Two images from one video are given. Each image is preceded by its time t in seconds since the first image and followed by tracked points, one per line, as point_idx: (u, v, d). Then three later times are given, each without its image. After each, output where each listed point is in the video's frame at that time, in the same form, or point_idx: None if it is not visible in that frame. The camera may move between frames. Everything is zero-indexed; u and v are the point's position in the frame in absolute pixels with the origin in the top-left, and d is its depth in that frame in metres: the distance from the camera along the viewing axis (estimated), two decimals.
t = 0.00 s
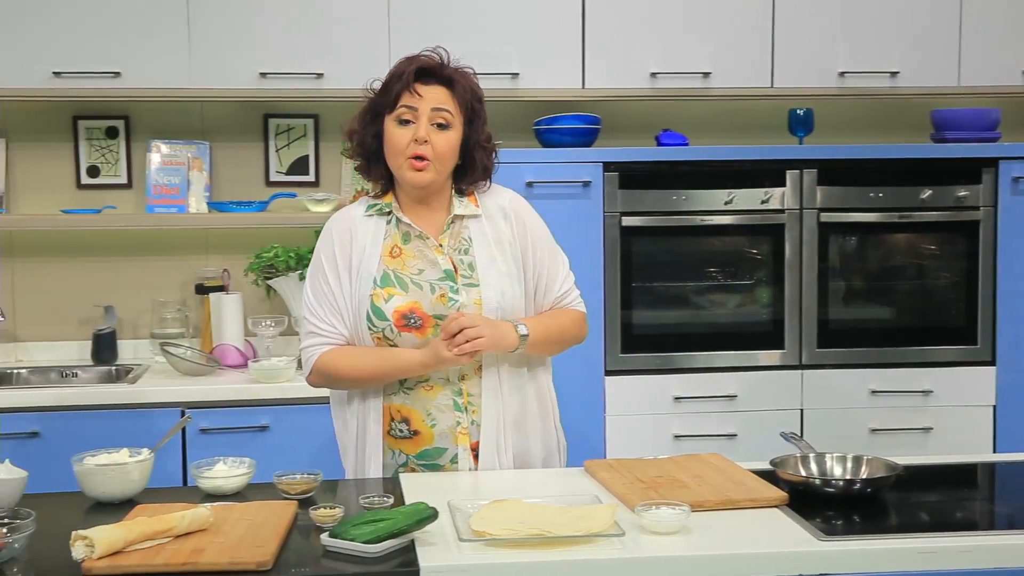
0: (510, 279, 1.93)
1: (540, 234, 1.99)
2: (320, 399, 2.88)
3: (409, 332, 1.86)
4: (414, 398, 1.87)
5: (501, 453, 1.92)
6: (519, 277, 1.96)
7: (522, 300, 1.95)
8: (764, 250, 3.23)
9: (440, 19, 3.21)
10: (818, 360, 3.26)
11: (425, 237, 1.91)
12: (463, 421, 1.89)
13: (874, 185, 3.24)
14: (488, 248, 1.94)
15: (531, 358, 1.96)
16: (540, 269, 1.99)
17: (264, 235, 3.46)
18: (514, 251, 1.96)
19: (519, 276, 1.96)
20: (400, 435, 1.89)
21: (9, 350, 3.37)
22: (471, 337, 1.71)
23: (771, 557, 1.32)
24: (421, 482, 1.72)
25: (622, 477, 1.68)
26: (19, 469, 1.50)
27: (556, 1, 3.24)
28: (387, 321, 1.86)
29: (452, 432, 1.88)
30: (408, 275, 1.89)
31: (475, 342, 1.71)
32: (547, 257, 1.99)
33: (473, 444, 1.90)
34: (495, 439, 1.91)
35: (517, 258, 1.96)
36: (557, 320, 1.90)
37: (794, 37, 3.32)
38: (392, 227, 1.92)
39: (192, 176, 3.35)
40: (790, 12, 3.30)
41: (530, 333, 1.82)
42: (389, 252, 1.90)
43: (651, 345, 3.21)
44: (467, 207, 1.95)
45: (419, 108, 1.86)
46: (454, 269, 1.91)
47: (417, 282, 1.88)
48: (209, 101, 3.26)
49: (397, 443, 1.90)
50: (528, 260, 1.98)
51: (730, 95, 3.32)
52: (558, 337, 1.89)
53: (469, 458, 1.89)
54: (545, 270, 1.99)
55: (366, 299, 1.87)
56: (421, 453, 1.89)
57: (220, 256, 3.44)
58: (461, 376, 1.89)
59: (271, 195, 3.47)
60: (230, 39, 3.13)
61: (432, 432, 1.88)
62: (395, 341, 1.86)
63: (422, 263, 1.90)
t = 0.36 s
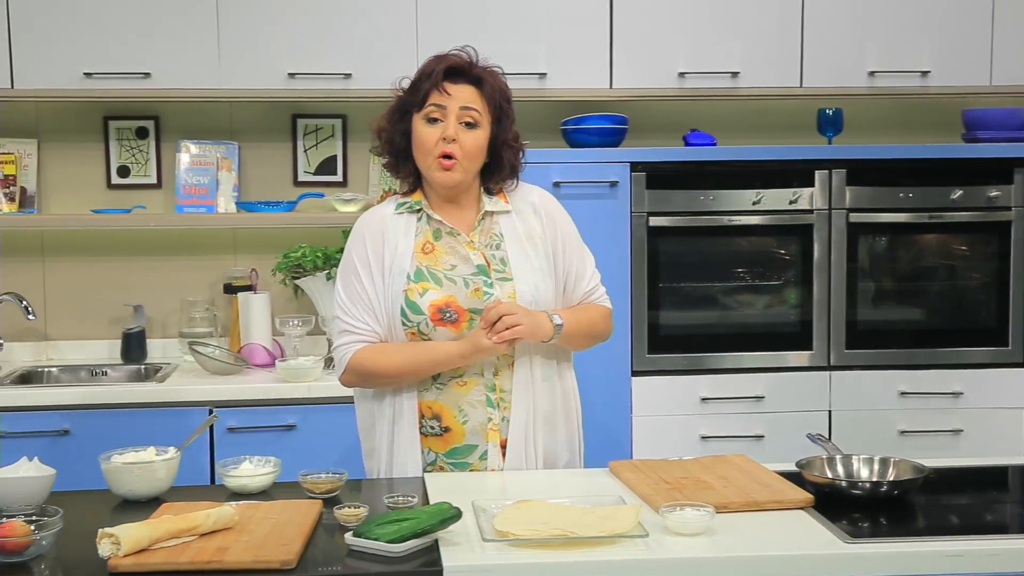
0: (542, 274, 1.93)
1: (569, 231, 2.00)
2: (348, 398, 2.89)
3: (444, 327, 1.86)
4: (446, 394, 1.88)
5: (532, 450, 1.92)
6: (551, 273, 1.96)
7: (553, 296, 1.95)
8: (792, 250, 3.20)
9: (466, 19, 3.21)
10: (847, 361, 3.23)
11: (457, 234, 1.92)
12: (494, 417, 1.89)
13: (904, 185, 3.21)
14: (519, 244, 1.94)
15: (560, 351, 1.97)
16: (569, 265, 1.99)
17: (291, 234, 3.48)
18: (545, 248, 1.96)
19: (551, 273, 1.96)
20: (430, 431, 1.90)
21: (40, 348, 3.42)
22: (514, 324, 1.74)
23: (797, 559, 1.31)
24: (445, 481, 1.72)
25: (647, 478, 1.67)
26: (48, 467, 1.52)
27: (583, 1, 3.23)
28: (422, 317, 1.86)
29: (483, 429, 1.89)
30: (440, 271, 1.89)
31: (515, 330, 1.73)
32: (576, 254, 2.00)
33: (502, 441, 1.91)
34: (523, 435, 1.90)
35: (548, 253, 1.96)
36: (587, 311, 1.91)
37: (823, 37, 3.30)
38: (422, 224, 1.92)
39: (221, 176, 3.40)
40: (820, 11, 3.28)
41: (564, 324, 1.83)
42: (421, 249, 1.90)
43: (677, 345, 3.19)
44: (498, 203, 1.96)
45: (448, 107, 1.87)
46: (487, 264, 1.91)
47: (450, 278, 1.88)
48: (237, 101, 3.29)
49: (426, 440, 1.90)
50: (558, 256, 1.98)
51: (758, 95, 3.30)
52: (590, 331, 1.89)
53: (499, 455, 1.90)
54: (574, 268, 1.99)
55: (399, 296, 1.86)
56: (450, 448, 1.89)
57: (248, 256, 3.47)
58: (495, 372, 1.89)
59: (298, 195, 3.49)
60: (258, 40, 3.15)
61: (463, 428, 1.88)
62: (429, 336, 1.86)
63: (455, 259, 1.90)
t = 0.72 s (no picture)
0: (566, 272, 1.94)
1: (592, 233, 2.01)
2: (367, 397, 2.90)
3: (469, 322, 1.86)
4: (470, 392, 1.88)
5: (554, 449, 1.92)
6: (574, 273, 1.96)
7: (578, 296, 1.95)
8: (814, 250, 3.18)
9: (485, 19, 3.21)
10: (869, 362, 3.20)
11: (484, 231, 1.92)
12: (518, 414, 1.89)
13: (926, 185, 3.18)
14: (544, 242, 1.94)
15: (582, 353, 1.97)
16: (595, 266, 2.00)
17: (311, 234, 3.49)
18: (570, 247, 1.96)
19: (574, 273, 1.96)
20: (454, 429, 1.89)
21: (63, 347, 3.45)
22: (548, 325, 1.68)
23: (815, 561, 1.30)
24: (464, 481, 1.72)
25: (665, 478, 1.66)
26: (68, 466, 1.53)
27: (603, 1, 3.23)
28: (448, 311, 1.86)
29: (507, 426, 1.88)
30: (466, 267, 1.89)
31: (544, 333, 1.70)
32: (599, 257, 2.01)
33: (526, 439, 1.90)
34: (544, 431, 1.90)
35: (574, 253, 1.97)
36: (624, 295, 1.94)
37: (845, 36, 3.27)
38: (450, 221, 1.92)
39: (242, 176, 3.42)
40: (841, 10, 3.26)
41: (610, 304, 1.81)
42: (448, 245, 1.90)
43: (697, 346, 3.18)
44: (525, 203, 1.97)
45: (477, 106, 1.86)
46: (512, 262, 1.91)
47: (476, 274, 1.88)
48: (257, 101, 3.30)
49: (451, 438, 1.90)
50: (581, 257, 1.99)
51: (779, 94, 3.29)
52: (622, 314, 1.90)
53: (521, 453, 1.89)
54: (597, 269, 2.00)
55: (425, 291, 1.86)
56: (473, 445, 1.88)
57: (268, 255, 3.49)
58: (521, 368, 1.89)
59: (319, 195, 3.50)
60: (279, 40, 3.16)
61: (487, 425, 1.88)
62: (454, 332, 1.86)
63: (480, 256, 1.90)
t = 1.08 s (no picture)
0: (568, 269, 1.92)
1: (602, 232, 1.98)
2: (366, 397, 2.90)
3: (472, 316, 1.85)
4: (475, 390, 1.87)
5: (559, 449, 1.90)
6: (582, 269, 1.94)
7: (583, 291, 1.93)
8: (814, 250, 3.18)
9: (486, 19, 3.21)
10: (869, 362, 3.20)
11: (488, 228, 1.92)
12: (521, 413, 1.88)
13: (927, 185, 3.18)
14: (548, 239, 1.94)
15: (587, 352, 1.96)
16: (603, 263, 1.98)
17: (311, 234, 3.50)
18: (575, 245, 1.95)
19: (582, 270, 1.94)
20: (456, 427, 1.89)
21: (62, 347, 3.45)
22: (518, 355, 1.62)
23: (812, 562, 1.30)
24: (462, 481, 1.72)
25: (662, 478, 1.66)
26: (66, 465, 1.53)
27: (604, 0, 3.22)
28: (450, 304, 1.85)
29: (510, 424, 1.87)
30: (469, 263, 1.89)
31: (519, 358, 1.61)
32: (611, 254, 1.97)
33: (529, 438, 1.89)
34: (551, 432, 1.89)
35: (580, 249, 1.95)
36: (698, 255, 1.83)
37: (846, 36, 3.27)
38: (454, 217, 1.93)
39: (242, 176, 3.42)
40: (843, 10, 3.26)
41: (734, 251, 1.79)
42: (452, 241, 1.91)
43: (697, 346, 3.18)
44: (529, 201, 1.97)
45: (492, 122, 1.83)
46: (515, 259, 1.91)
47: (479, 270, 1.88)
48: (258, 101, 3.31)
49: (452, 437, 1.89)
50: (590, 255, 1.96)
51: (780, 94, 3.28)
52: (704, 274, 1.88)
53: (524, 452, 1.88)
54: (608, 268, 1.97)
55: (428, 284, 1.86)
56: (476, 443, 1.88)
57: (268, 255, 3.49)
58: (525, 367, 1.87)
59: (319, 195, 3.50)
60: (280, 40, 3.17)
61: (490, 424, 1.87)
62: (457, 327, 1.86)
63: (484, 253, 1.90)
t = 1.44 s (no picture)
0: (577, 278, 1.92)
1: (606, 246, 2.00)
2: (360, 397, 2.90)
3: (479, 320, 1.86)
4: (478, 393, 1.87)
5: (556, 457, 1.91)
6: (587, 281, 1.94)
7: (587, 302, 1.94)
8: (808, 250, 3.19)
9: (480, 18, 3.21)
10: (863, 362, 3.21)
11: (500, 231, 1.92)
12: (522, 420, 1.87)
13: (921, 185, 3.18)
14: (558, 246, 1.93)
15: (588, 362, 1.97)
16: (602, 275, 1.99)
17: (305, 234, 3.50)
18: (581, 255, 1.95)
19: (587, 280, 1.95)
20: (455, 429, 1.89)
21: (56, 347, 3.44)
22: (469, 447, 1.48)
23: (802, 561, 1.30)
24: (452, 481, 1.72)
25: (654, 479, 1.66)
26: (56, 466, 1.53)
27: None
28: (459, 307, 1.86)
29: (510, 430, 1.87)
30: (481, 265, 1.89)
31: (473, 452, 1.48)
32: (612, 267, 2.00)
33: (528, 444, 1.89)
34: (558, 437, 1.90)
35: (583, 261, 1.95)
36: (654, 375, 1.68)
37: (840, 35, 3.28)
38: (468, 217, 1.92)
39: (236, 176, 3.42)
40: (836, 10, 3.26)
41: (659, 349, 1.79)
42: (465, 240, 1.90)
43: (691, 345, 3.18)
44: (543, 207, 1.95)
45: (504, 124, 1.83)
46: (525, 266, 1.91)
47: (489, 274, 1.88)
48: (252, 100, 3.30)
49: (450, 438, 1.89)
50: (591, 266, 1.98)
51: (774, 94, 3.29)
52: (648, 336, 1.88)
53: (522, 457, 1.88)
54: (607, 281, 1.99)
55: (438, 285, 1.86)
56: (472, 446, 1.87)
57: (263, 255, 3.49)
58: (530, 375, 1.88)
59: (313, 195, 3.50)
60: (273, 40, 3.16)
61: (491, 428, 1.86)
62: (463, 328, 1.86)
63: (495, 257, 1.90)
